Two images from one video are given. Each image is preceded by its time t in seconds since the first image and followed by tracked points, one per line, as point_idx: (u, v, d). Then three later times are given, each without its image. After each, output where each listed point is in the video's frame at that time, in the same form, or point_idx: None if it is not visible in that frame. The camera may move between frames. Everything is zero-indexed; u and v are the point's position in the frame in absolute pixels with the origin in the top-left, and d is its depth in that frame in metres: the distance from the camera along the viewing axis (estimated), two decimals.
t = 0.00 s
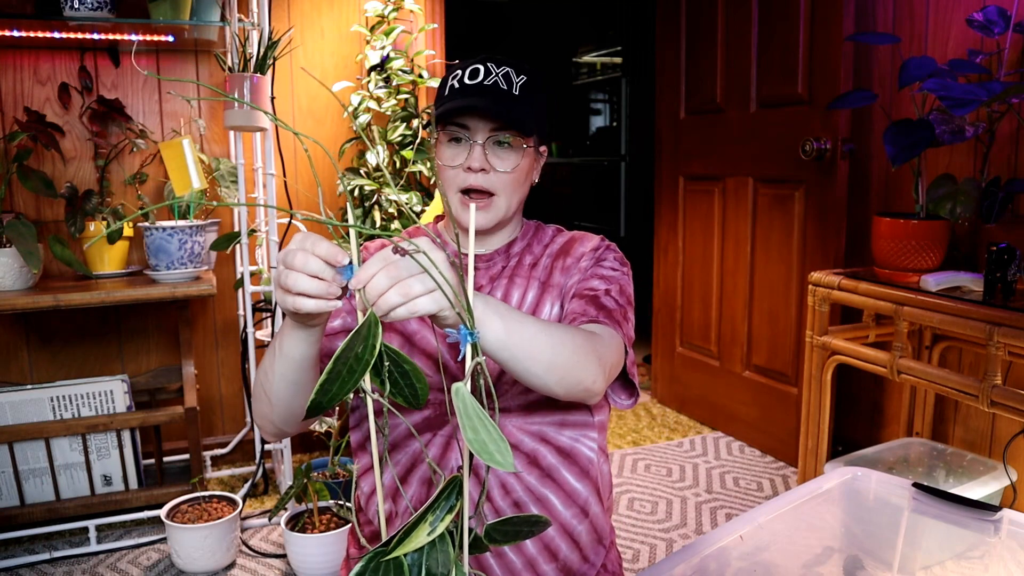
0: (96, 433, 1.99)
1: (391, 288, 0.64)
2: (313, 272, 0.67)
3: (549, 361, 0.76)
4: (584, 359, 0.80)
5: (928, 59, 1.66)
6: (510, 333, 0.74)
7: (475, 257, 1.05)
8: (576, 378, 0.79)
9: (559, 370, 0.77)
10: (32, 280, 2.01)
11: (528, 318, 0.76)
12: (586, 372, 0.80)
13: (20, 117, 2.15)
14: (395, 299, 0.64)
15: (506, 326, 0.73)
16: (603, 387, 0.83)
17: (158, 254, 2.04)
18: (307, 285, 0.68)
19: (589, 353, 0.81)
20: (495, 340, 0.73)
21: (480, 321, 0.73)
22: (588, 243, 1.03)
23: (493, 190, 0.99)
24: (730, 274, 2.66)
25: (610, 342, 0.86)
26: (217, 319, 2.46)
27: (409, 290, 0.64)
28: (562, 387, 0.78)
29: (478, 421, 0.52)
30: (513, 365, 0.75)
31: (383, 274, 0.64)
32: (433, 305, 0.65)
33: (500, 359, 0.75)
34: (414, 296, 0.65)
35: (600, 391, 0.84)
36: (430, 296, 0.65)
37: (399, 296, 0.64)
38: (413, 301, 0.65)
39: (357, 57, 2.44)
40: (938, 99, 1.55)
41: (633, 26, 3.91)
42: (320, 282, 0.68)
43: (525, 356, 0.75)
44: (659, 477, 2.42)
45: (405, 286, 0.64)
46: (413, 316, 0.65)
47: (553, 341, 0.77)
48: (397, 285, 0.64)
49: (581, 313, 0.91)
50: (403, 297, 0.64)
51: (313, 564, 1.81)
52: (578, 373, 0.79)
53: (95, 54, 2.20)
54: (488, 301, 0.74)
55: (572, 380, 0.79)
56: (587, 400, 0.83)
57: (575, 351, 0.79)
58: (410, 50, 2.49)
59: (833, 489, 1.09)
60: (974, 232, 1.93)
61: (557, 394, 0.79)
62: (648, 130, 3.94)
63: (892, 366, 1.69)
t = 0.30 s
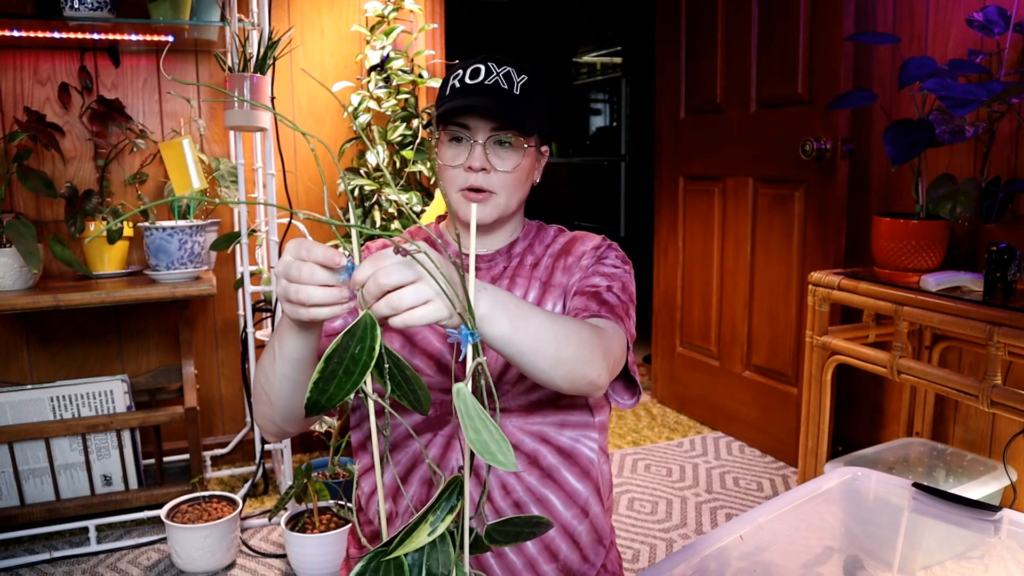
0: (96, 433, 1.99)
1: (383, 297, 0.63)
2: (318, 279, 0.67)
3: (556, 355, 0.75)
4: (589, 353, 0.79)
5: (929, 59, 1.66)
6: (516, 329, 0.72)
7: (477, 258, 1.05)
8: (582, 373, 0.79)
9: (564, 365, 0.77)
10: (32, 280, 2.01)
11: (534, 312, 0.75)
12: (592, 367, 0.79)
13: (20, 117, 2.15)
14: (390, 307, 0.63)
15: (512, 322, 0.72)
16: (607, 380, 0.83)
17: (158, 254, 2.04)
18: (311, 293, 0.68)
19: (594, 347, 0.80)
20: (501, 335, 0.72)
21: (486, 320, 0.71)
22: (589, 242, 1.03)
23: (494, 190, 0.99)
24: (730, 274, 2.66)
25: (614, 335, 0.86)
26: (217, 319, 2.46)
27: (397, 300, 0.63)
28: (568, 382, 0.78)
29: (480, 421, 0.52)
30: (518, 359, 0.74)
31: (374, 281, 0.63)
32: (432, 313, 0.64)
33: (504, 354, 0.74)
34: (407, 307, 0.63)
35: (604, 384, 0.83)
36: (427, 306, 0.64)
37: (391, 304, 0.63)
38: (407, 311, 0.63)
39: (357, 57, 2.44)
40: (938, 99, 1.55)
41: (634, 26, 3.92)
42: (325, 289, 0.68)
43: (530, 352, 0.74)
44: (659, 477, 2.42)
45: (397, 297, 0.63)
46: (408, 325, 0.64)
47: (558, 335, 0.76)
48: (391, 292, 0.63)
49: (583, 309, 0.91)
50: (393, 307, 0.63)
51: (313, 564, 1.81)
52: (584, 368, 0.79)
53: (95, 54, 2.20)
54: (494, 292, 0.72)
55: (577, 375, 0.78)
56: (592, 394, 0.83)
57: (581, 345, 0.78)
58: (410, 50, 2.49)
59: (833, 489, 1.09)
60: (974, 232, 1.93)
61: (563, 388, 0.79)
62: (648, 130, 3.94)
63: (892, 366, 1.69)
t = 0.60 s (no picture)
0: (96, 433, 1.99)
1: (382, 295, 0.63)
2: (313, 287, 0.68)
3: (557, 352, 0.76)
4: (591, 349, 0.79)
5: (928, 59, 1.66)
6: (518, 327, 0.72)
7: (477, 257, 1.05)
8: (583, 369, 0.79)
9: (566, 362, 0.77)
10: (32, 280, 2.01)
11: (535, 308, 0.75)
12: (594, 364, 0.80)
13: (20, 117, 2.15)
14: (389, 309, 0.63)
15: (514, 320, 0.72)
16: (608, 377, 0.84)
17: (158, 254, 2.04)
18: (307, 303, 0.68)
19: (596, 344, 0.80)
20: (503, 332, 0.72)
21: (489, 317, 0.70)
22: (590, 241, 1.03)
23: (494, 189, 0.99)
24: (730, 274, 2.66)
25: (616, 332, 0.86)
26: (217, 319, 2.46)
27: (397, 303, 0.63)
28: (569, 379, 0.78)
29: (479, 421, 0.52)
30: (519, 355, 0.74)
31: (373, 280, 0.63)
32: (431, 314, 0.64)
33: (505, 350, 0.74)
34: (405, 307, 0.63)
35: (606, 380, 0.84)
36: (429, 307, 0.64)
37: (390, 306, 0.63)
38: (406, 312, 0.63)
39: (357, 57, 2.44)
40: (938, 99, 1.55)
41: (634, 26, 3.91)
42: (322, 295, 0.68)
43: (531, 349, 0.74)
44: (660, 477, 2.42)
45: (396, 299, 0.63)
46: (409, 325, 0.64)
47: (560, 332, 0.76)
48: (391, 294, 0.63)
49: (585, 307, 0.91)
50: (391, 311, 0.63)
51: (313, 564, 1.81)
52: (585, 365, 0.79)
53: (95, 54, 2.20)
54: (497, 289, 0.71)
55: (579, 372, 0.79)
56: (592, 391, 0.83)
57: (583, 342, 0.79)
58: (410, 50, 2.50)
59: (833, 489, 1.09)
60: (974, 232, 1.93)
61: (564, 384, 0.79)
62: (648, 130, 3.94)
63: (892, 366, 1.69)
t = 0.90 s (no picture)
0: (96, 433, 1.99)
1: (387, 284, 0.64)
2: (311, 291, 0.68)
3: (558, 345, 0.76)
4: (592, 344, 0.80)
5: (929, 59, 1.66)
6: (518, 319, 0.73)
7: (477, 256, 1.05)
8: (583, 364, 0.79)
9: (565, 355, 0.77)
10: (32, 280, 2.01)
11: (536, 302, 0.76)
12: (593, 358, 0.80)
13: (20, 117, 2.15)
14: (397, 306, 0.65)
15: (514, 311, 0.72)
16: (609, 372, 0.84)
17: (158, 254, 2.04)
18: (307, 307, 0.68)
19: (596, 338, 0.80)
20: (503, 324, 0.73)
21: (488, 308, 0.71)
22: (590, 241, 1.03)
23: (494, 189, 0.99)
24: (730, 274, 2.66)
25: (616, 328, 0.86)
26: (217, 319, 2.46)
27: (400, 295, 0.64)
28: (569, 372, 0.78)
29: (478, 422, 0.52)
30: (519, 348, 0.75)
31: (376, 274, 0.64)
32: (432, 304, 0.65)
33: (505, 343, 0.74)
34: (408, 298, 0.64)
35: (606, 376, 0.83)
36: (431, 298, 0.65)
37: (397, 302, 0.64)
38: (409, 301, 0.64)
39: (357, 57, 2.44)
40: (938, 99, 1.55)
41: (633, 25, 3.91)
42: (323, 298, 0.68)
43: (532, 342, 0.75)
44: (659, 477, 2.42)
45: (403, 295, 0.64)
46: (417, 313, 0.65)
47: (561, 325, 0.77)
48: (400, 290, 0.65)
49: (584, 304, 0.91)
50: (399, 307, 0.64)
51: (314, 565, 1.81)
52: (585, 359, 0.79)
53: (95, 54, 2.20)
54: (498, 282, 0.72)
55: (579, 366, 0.79)
56: (594, 383, 0.83)
57: (583, 336, 0.79)
58: (410, 50, 2.50)
59: (833, 489, 1.09)
60: (974, 232, 1.93)
61: (564, 379, 0.79)
62: (648, 130, 3.94)
63: (892, 366, 1.69)
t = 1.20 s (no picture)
0: (96, 433, 1.99)
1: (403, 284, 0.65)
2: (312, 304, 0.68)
3: (568, 343, 0.77)
4: (598, 344, 0.80)
5: (928, 59, 1.66)
6: (525, 311, 0.74)
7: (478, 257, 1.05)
8: (588, 363, 0.79)
9: (575, 354, 0.77)
10: (32, 280, 2.01)
11: (542, 298, 0.77)
12: (599, 358, 0.80)
13: (20, 117, 2.15)
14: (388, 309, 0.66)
15: (521, 304, 0.74)
16: (614, 376, 0.83)
17: (158, 254, 2.04)
18: (307, 319, 0.68)
19: (602, 339, 0.81)
20: (510, 316, 0.74)
21: (496, 300, 0.73)
22: (592, 243, 1.03)
23: (495, 191, 0.99)
24: (730, 274, 2.66)
25: (619, 331, 0.87)
26: (217, 319, 2.46)
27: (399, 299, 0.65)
28: (574, 370, 0.78)
29: (475, 426, 0.52)
30: (523, 342, 0.75)
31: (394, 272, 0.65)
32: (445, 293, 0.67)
33: (511, 336, 0.75)
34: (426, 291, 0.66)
35: (611, 380, 0.83)
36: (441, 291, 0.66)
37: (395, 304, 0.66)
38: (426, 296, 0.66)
39: (357, 57, 2.44)
40: (938, 99, 1.55)
41: (633, 25, 3.91)
42: (323, 310, 0.68)
43: (543, 337, 0.75)
44: (660, 477, 2.42)
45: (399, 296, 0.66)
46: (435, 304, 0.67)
47: (566, 321, 0.77)
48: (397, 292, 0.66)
49: (588, 308, 0.92)
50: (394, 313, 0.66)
51: (314, 565, 1.81)
52: (590, 359, 0.79)
53: (95, 54, 2.20)
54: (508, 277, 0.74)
55: (583, 365, 0.79)
56: (599, 389, 0.83)
57: (589, 335, 0.79)
58: (410, 50, 2.50)
59: (833, 489, 1.09)
60: (974, 232, 1.93)
61: (569, 377, 0.79)
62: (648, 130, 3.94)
63: (892, 366, 1.69)
